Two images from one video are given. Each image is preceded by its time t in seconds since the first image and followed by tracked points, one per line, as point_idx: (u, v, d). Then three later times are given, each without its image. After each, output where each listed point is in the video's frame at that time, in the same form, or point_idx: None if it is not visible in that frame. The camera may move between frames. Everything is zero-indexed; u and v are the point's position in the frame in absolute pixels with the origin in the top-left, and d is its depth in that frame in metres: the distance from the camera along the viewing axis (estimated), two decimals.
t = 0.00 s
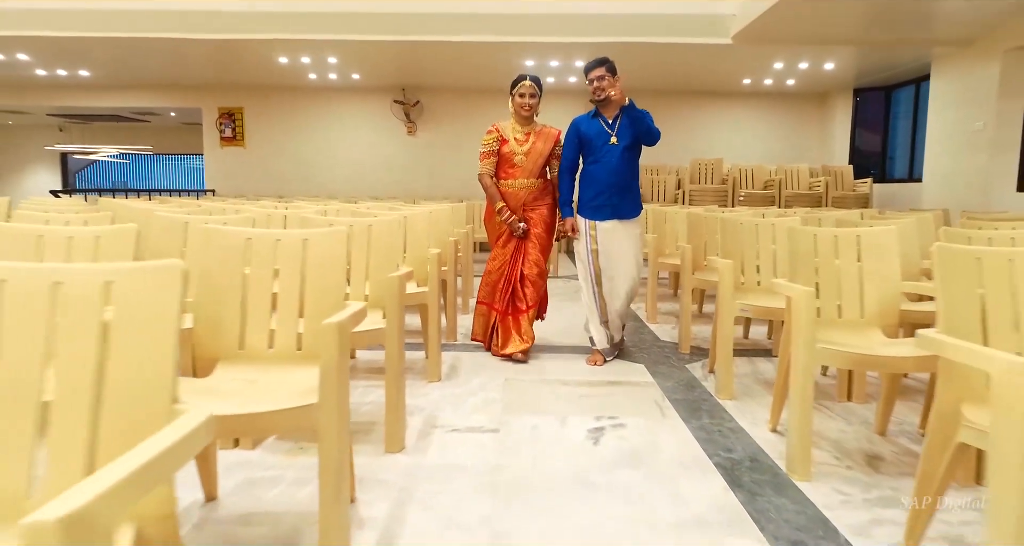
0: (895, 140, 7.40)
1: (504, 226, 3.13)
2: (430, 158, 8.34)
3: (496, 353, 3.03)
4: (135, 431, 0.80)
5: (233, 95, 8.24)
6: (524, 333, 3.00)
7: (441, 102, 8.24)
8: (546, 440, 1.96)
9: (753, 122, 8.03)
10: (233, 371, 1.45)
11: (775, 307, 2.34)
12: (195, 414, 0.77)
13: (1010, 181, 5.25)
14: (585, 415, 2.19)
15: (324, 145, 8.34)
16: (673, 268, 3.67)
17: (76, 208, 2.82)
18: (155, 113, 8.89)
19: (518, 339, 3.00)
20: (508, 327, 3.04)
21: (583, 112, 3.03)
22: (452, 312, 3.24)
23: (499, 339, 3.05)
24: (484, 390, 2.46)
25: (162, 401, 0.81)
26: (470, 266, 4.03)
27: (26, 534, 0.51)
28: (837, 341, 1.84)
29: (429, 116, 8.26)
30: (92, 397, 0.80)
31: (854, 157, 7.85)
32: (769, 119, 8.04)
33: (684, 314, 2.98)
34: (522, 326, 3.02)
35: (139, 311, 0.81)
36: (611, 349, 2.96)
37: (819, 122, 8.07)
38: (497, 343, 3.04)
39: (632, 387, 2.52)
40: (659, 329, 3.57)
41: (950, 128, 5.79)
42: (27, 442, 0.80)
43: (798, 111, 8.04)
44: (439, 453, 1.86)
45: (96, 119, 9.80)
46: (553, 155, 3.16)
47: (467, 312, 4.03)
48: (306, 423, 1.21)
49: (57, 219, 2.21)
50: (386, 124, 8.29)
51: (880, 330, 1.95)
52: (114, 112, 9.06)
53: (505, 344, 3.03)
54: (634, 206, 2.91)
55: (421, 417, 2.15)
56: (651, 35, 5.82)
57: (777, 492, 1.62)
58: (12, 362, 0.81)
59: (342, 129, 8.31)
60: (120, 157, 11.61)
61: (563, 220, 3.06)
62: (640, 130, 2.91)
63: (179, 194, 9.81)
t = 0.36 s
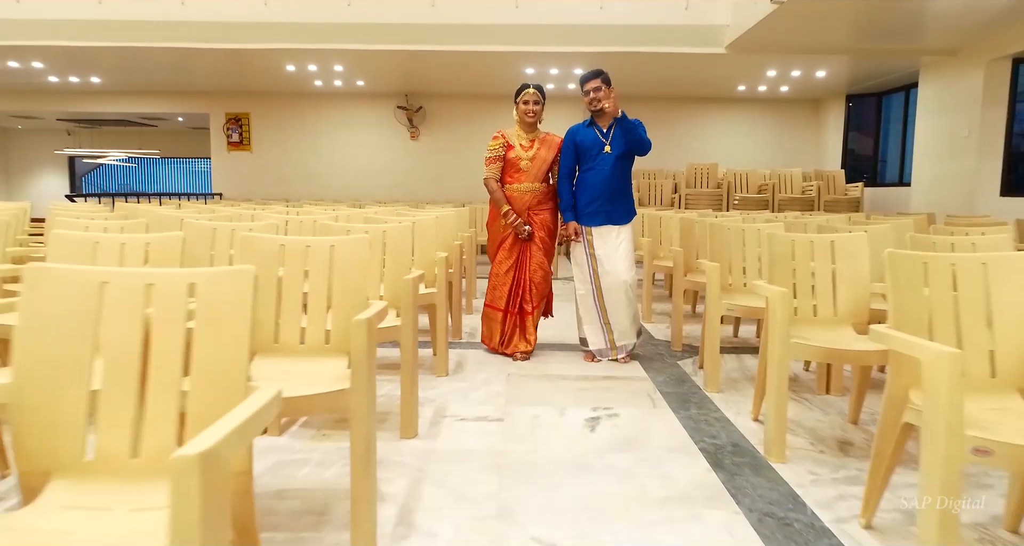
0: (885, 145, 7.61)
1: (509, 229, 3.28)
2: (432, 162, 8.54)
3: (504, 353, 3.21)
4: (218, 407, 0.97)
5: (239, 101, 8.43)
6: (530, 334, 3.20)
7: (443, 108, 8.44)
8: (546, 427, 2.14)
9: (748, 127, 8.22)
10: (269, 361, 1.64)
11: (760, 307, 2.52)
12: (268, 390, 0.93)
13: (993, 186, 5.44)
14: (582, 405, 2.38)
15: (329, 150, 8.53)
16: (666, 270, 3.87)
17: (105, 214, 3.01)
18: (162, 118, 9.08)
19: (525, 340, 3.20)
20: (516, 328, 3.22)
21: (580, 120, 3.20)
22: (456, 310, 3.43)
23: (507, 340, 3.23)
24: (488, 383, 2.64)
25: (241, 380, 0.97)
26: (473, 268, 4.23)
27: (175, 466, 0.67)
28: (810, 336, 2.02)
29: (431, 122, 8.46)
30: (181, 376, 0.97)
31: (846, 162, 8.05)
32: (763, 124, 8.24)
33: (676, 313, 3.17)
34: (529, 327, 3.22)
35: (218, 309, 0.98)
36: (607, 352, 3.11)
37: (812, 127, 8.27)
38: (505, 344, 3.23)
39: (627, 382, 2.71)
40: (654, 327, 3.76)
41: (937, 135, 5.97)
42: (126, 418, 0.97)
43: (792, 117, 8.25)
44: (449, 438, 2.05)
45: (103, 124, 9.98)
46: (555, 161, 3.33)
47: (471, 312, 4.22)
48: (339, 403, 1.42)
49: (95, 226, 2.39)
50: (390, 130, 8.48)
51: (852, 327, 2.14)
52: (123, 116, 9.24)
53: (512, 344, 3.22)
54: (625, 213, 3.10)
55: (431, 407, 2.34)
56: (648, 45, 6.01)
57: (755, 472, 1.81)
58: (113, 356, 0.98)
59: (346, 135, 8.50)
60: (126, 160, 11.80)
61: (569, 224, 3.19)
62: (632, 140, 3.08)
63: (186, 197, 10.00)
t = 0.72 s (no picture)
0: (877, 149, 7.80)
1: (514, 234, 3.44)
2: (435, 166, 8.72)
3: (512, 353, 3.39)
4: (270, 390, 1.15)
5: (246, 107, 8.62)
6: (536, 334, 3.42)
7: (445, 113, 8.63)
8: (546, 417, 2.32)
9: (743, 132, 8.42)
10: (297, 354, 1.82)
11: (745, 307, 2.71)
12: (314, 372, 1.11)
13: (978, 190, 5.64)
14: (580, 398, 2.56)
15: (334, 154, 8.72)
16: (660, 271, 4.05)
17: (131, 219, 3.19)
18: (170, 122, 9.27)
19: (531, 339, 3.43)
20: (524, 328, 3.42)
21: (581, 131, 3.39)
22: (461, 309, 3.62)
23: (514, 340, 3.42)
24: (492, 378, 2.83)
25: (291, 366, 1.16)
26: (477, 270, 4.42)
27: (255, 428, 0.84)
28: (787, 332, 2.21)
29: (434, 126, 8.66)
30: (240, 362, 1.16)
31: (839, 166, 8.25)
32: (758, 129, 8.44)
33: (669, 313, 3.35)
34: (536, 327, 3.43)
35: (270, 307, 1.17)
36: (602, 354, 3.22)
37: (806, 132, 8.47)
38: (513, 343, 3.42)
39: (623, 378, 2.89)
40: (649, 326, 3.95)
41: (925, 141, 6.16)
42: (193, 397, 1.15)
43: (786, 122, 8.45)
44: (457, 426, 2.24)
45: (111, 128, 10.16)
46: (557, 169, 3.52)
47: (474, 311, 4.41)
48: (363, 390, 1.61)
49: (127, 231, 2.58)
50: (393, 134, 8.68)
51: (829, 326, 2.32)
52: (131, 121, 9.43)
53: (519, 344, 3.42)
54: (620, 220, 3.26)
55: (439, 399, 2.53)
56: (645, 53, 6.20)
57: (736, 456, 1.99)
58: (182, 347, 1.16)
59: (351, 139, 8.69)
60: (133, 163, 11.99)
61: (569, 231, 3.34)
62: (628, 149, 3.26)
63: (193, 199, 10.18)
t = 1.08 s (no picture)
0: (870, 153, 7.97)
1: (516, 239, 3.58)
2: (437, 169, 8.89)
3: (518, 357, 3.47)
4: (305, 378, 1.32)
5: (252, 111, 8.79)
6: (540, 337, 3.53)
7: (447, 117, 8.80)
8: (545, 408, 2.49)
9: (740, 136, 8.59)
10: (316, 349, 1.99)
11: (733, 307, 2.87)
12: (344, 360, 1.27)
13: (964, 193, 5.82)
14: (578, 391, 2.73)
15: (338, 157, 8.89)
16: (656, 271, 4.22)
17: (151, 224, 3.36)
18: (177, 126, 9.43)
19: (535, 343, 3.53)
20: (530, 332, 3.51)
21: (581, 139, 3.55)
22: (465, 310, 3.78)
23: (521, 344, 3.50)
24: (495, 373, 3.00)
25: (322, 356, 1.32)
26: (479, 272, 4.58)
27: (305, 404, 1.01)
28: (769, 329, 2.38)
29: (436, 130, 8.83)
30: (277, 353, 1.32)
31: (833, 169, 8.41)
32: (754, 133, 8.61)
33: (664, 313, 3.52)
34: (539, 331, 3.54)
35: (303, 305, 1.33)
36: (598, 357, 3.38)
37: (801, 135, 8.64)
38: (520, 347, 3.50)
39: (619, 375, 3.06)
40: (645, 325, 4.13)
41: (914, 145, 6.33)
42: (238, 383, 1.32)
43: (781, 126, 8.62)
44: (463, 416, 2.41)
45: (118, 132, 10.33)
46: (557, 176, 3.68)
47: (476, 311, 4.58)
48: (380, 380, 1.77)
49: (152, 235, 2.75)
50: (396, 138, 8.85)
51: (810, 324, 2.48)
52: (138, 125, 9.60)
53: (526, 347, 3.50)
54: (619, 225, 3.41)
55: (445, 392, 2.69)
56: (642, 60, 6.37)
57: (722, 443, 2.16)
58: (226, 340, 1.32)
59: (354, 143, 8.86)
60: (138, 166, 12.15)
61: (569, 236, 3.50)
62: (627, 156, 3.42)
63: (198, 202, 10.35)
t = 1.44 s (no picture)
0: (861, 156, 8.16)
1: (518, 246, 3.76)
2: (439, 171, 9.08)
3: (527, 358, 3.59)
4: (336, 366, 1.50)
5: (258, 114, 8.98)
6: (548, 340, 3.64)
7: (448, 120, 8.99)
8: (546, 399, 2.68)
9: (736, 139, 8.78)
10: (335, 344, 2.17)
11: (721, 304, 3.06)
12: (370, 350, 1.45)
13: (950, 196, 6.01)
14: (576, 384, 2.91)
15: (342, 160, 9.07)
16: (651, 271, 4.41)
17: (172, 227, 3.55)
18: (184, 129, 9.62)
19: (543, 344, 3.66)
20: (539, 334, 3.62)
21: (582, 144, 3.73)
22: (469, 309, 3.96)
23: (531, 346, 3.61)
24: (498, 368, 3.19)
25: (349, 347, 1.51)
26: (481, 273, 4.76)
27: (342, 384, 1.19)
28: (753, 325, 2.56)
29: (438, 133, 9.02)
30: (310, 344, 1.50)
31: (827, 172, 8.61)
32: (749, 137, 8.80)
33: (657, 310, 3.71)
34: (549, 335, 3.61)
35: (332, 302, 1.52)
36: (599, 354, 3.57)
37: (796, 138, 8.83)
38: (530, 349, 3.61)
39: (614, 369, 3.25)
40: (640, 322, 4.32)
41: (903, 149, 6.52)
42: (276, 371, 1.50)
43: (776, 129, 8.81)
44: (469, 406, 2.60)
45: (126, 135, 10.52)
46: (558, 181, 3.86)
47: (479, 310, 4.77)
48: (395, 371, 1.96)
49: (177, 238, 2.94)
50: (399, 140, 9.04)
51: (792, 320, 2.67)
52: (146, 128, 9.79)
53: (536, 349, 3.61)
54: (621, 225, 3.58)
55: (452, 385, 2.88)
56: (639, 67, 6.56)
57: (708, 430, 2.34)
58: (266, 333, 1.50)
59: (358, 146, 9.05)
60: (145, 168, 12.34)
61: (569, 238, 3.68)
62: (627, 159, 3.60)
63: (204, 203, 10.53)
